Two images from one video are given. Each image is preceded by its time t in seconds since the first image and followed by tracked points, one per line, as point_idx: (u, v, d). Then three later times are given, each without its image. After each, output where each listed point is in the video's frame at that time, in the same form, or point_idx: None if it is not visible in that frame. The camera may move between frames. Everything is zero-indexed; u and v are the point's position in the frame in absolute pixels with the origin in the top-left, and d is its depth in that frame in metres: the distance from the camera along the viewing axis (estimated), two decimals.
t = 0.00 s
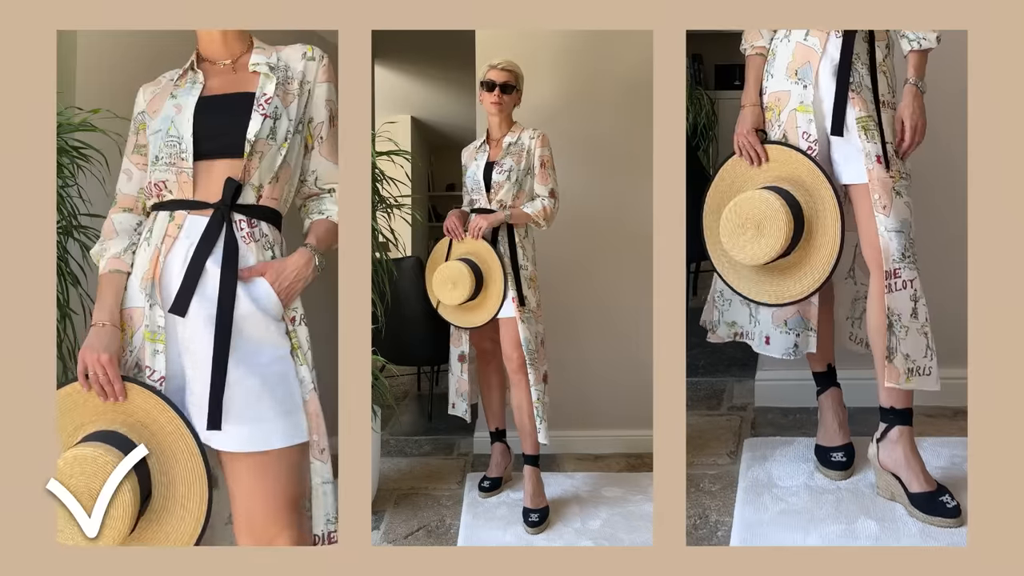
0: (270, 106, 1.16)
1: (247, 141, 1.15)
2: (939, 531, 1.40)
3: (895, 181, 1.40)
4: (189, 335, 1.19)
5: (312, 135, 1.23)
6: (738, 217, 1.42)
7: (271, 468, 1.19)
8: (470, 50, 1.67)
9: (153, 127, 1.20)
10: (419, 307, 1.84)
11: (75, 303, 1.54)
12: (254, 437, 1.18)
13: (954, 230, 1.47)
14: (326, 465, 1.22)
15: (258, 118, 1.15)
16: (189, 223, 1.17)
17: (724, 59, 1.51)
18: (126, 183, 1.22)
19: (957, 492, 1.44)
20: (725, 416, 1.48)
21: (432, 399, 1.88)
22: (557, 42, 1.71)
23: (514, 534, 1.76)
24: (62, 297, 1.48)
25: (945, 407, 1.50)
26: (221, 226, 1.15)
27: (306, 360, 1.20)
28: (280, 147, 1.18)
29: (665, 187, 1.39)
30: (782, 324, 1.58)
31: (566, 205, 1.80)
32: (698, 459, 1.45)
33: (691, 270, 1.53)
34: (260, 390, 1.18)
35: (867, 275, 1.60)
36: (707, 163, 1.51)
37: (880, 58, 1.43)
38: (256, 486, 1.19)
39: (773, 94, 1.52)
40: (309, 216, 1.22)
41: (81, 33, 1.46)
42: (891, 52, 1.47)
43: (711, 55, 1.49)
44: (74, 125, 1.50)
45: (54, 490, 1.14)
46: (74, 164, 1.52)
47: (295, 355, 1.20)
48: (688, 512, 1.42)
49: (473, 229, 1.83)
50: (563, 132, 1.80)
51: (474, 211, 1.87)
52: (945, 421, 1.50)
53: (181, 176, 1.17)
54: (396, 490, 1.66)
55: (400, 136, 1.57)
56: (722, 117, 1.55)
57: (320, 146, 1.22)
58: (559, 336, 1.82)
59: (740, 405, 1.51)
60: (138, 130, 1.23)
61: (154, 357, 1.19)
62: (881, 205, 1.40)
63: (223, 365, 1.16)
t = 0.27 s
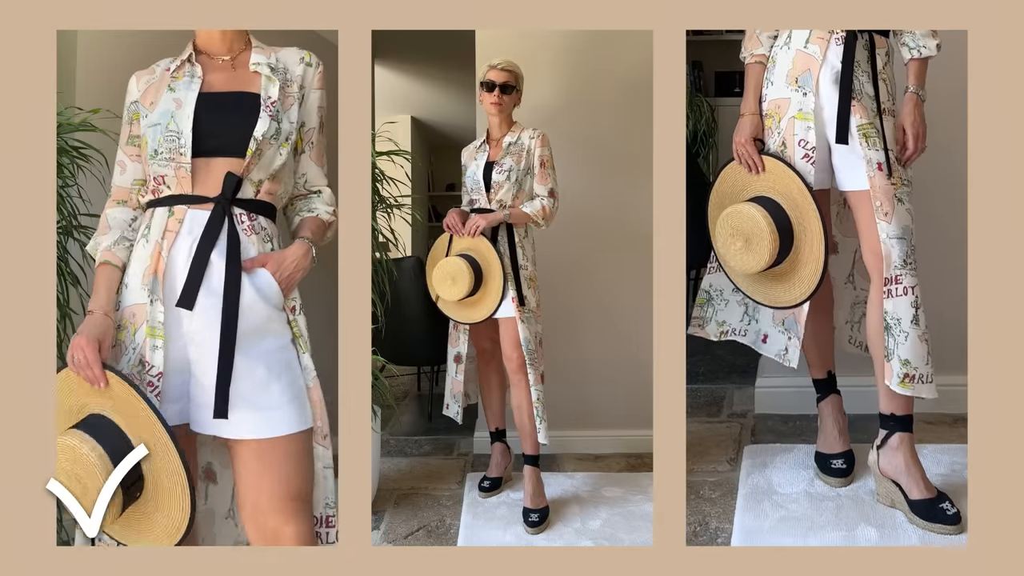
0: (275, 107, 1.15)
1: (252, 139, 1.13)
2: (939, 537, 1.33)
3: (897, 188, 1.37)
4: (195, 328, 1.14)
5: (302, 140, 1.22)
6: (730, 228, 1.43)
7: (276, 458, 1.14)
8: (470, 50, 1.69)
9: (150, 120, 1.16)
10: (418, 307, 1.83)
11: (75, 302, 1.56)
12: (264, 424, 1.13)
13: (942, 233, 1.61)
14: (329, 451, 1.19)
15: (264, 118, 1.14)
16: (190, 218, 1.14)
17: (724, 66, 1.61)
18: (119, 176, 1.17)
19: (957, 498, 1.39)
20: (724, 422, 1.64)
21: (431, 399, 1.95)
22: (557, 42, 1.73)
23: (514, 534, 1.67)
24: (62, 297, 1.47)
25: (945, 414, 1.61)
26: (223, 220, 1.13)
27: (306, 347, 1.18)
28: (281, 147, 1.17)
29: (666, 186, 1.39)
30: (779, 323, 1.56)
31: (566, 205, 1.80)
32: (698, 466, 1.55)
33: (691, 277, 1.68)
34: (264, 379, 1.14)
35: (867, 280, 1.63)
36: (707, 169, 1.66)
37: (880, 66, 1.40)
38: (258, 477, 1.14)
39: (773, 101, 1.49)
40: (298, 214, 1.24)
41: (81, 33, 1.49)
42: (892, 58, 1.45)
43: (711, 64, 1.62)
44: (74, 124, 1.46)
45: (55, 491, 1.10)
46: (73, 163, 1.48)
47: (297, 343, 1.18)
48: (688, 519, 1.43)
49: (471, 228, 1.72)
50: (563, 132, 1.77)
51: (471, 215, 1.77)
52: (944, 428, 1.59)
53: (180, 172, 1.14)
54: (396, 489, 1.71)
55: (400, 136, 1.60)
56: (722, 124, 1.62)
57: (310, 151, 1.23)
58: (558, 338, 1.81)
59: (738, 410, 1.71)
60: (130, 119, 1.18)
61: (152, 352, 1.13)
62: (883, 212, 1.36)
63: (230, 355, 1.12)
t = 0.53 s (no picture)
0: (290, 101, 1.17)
1: (269, 130, 1.14)
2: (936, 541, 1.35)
3: (897, 196, 1.37)
4: (210, 320, 1.16)
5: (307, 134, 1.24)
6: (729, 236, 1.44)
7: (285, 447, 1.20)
8: (470, 51, 1.68)
9: (154, 114, 1.16)
10: (418, 308, 1.84)
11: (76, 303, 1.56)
12: (282, 420, 1.18)
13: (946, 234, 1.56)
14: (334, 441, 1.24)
15: (279, 110, 1.15)
16: (201, 210, 1.15)
17: (724, 74, 1.60)
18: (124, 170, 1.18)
19: (957, 505, 1.40)
20: (725, 429, 1.60)
21: (431, 399, 1.93)
22: (557, 42, 1.72)
23: (514, 534, 1.71)
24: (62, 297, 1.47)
25: (945, 421, 1.58)
26: (235, 210, 1.14)
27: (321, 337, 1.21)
28: (294, 140, 1.19)
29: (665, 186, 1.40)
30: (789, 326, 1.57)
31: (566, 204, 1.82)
32: (698, 473, 1.53)
33: (692, 284, 1.67)
34: (281, 374, 1.18)
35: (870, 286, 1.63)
36: (707, 177, 1.64)
37: (880, 73, 1.41)
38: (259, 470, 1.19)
39: (773, 108, 1.50)
40: (302, 207, 1.25)
41: (81, 33, 1.48)
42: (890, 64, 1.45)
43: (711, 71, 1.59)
44: (74, 124, 1.46)
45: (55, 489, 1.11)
46: (74, 164, 1.48)
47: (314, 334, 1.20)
48: (688, 526, 1.44)
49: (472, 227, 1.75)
50: (563, 130, 1.79)
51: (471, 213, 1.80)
52: (944, 435, 1.56)
53: (187, 165, 1.14)
54: (396, 490, 1.68)
55: (400, 136, 1.59)
56: (721, 131, 1.62)
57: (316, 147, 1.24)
58: (558, 338, 1.82)
59: (739, 420, 1.65)
60: (134, 113, 1.18)
61: (165, 348, 1.14)
62: (883, 219, 1.36)
63: (249, 348, 1.15)
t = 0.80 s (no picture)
0: (292, 94, 1.17)
1: (268, 127, 1.16)
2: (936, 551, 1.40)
3: (898, 203, 1.42)
4: (211, 324, 1.21)
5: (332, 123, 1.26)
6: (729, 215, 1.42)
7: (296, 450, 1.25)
8: (471, 51, 1.66)
9: (168, 115, 1.23)
10: (418, 307, 1.86)
11: (75, 303, 1.55)
12: (281, 425, 1.21)
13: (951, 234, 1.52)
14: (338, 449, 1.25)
15: (280, 104, 1.16)
16: (204, 214, 1.20)
17: (723, 81, 1.53)
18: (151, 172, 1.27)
19: (957, 512, 1.45)
20: (725, 437, 1.50)
21: (432, 399, 1.87)
22: (557, 42, 1.71)
23: (514, 534, 1.78)
24: (62, 297, 1.48)
25: (944, 429, 1.51)
26: (235, 211, 1.18)
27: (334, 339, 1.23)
28: (300, 132, 1.19)
29: (665, 187, 1.40)
30: (798, 337, 1.66)
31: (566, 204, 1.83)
32: (698, 480, 1.46)
33: (692, 291, 1.58)
34: (280, 378, 1.21)
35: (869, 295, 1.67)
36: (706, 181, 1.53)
37: (881, 81, 1.45)
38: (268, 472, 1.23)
39: (774, 115, 1.54)
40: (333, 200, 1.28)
41: (81, 33, 1.47)
42: (891, 71, 1.49)
43: (711, 78, 1.51)
44: (75, 125, 1.46)
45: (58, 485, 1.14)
46: (74, 164, 1.48)
47: (324, 336, 1.23)
48: (687, 533, 1.42)
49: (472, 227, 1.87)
50: (563, 127, 1.83)
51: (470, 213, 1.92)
52: (945, 443, 1.51)
53: (193, 168, 1.20)
54: (397, 490, 1.64)
55: (401, 136, 1.56)
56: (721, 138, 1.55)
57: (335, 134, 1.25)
58: (558, 338, 1.83)
59: (739, 427, 1.53)
60: (157, 117, 1.26)
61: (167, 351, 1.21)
62: (884, 226, 1.42)
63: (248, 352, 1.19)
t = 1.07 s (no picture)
0: (293, 94, 1.19)
1: (266, 128, 1.18)
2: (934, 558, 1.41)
3: (900, 210, 1.42)
4: (210, 322, 1.24)
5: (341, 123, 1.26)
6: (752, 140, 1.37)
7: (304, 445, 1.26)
8: (470, 51, 1.66)
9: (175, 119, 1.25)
10: (419, 308, 1.86)
11: (74, 302, 1.55)
12: (279, 426, 1.24)
13: (947, 234, 1.52)
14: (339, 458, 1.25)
15: (279, 105, 1.18)
16: (209, 219, 1.22)
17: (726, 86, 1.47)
18: (167, 177, 1.27)
19: (957, 519, 1.44)
20: (725, 444, 1.52)
21: (432, 399, 1.86)
22: (557, 42, 1.70)
23: (514, 534, 1.77)
24: (62, 297, 1.48)
25: (944, 435, 1.54)
26: (236, 214, 1.19)
27: (337, 344, 1.24)
28: (303, 131, 1.21)
29: (665, 188, 1.40)
30: (795, 347, 1.64)
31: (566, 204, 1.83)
32: (698, 487, 1.48)
33: (691, 298, 1.59)
34: (275, 380, 1.23)
35: (868, 303, 1.71)
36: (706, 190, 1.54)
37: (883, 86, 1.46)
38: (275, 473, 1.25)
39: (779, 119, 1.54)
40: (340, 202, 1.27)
41: (81, 33, 1.46)
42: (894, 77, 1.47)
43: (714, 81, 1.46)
44: (75, 125, 1.49)
45: (55, 491, 1.12)
46: (74, 164, 1.51)
47: (325, 340, 1.24)
48: (688, 539, 1.43)
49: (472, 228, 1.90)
50: (563, 126, 1.82)
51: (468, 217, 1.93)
52: (944, 450, 1.53)
53: (198, 172, 1.22)
54: (397, 490, 1.65)
55: (400, 136, 1.57)
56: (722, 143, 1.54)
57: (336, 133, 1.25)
58: (558, 338, 1.82)
59: (739, 434, 1.55)
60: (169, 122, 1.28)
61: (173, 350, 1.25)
62: (887, 233, 1.42)
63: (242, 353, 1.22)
